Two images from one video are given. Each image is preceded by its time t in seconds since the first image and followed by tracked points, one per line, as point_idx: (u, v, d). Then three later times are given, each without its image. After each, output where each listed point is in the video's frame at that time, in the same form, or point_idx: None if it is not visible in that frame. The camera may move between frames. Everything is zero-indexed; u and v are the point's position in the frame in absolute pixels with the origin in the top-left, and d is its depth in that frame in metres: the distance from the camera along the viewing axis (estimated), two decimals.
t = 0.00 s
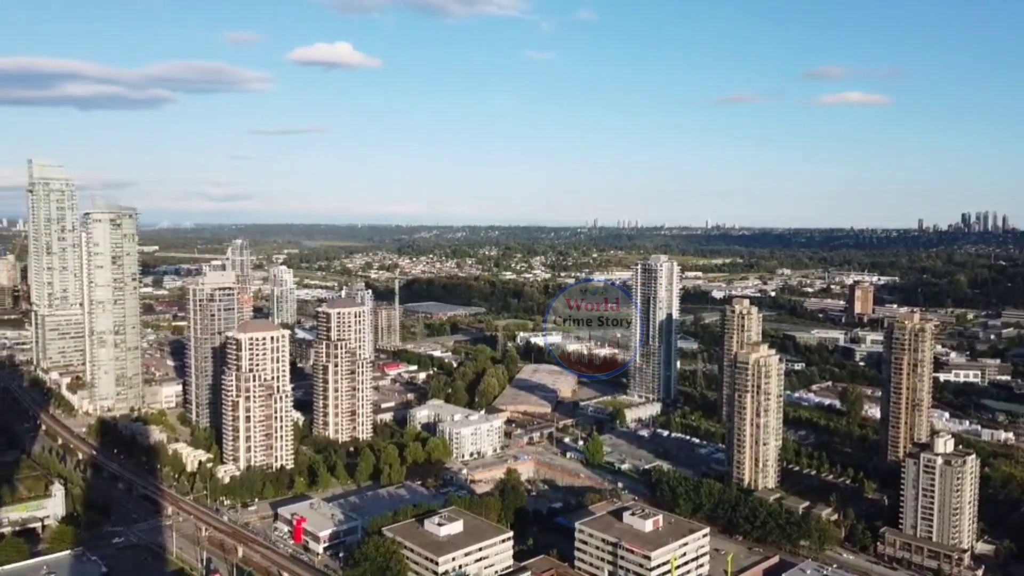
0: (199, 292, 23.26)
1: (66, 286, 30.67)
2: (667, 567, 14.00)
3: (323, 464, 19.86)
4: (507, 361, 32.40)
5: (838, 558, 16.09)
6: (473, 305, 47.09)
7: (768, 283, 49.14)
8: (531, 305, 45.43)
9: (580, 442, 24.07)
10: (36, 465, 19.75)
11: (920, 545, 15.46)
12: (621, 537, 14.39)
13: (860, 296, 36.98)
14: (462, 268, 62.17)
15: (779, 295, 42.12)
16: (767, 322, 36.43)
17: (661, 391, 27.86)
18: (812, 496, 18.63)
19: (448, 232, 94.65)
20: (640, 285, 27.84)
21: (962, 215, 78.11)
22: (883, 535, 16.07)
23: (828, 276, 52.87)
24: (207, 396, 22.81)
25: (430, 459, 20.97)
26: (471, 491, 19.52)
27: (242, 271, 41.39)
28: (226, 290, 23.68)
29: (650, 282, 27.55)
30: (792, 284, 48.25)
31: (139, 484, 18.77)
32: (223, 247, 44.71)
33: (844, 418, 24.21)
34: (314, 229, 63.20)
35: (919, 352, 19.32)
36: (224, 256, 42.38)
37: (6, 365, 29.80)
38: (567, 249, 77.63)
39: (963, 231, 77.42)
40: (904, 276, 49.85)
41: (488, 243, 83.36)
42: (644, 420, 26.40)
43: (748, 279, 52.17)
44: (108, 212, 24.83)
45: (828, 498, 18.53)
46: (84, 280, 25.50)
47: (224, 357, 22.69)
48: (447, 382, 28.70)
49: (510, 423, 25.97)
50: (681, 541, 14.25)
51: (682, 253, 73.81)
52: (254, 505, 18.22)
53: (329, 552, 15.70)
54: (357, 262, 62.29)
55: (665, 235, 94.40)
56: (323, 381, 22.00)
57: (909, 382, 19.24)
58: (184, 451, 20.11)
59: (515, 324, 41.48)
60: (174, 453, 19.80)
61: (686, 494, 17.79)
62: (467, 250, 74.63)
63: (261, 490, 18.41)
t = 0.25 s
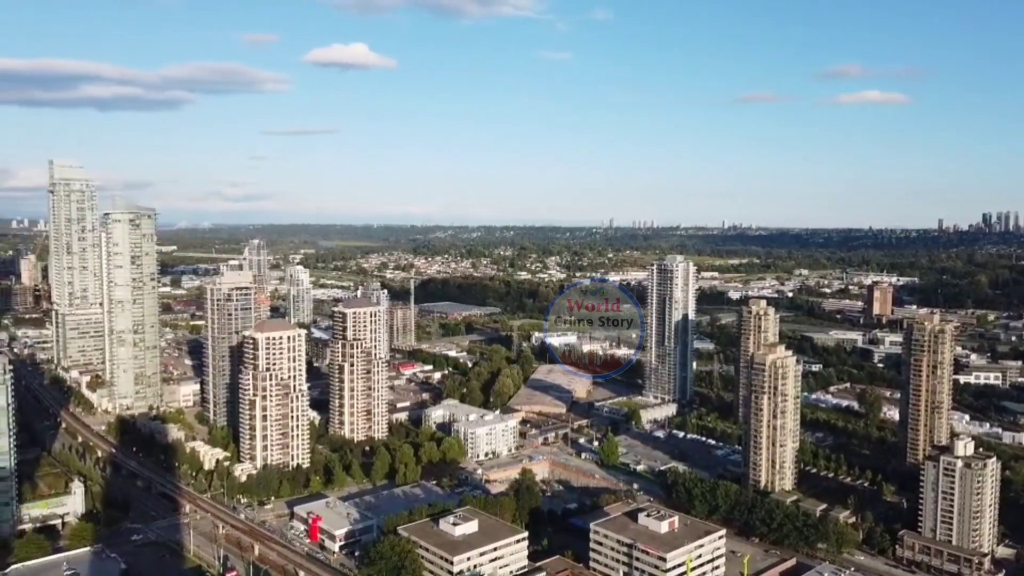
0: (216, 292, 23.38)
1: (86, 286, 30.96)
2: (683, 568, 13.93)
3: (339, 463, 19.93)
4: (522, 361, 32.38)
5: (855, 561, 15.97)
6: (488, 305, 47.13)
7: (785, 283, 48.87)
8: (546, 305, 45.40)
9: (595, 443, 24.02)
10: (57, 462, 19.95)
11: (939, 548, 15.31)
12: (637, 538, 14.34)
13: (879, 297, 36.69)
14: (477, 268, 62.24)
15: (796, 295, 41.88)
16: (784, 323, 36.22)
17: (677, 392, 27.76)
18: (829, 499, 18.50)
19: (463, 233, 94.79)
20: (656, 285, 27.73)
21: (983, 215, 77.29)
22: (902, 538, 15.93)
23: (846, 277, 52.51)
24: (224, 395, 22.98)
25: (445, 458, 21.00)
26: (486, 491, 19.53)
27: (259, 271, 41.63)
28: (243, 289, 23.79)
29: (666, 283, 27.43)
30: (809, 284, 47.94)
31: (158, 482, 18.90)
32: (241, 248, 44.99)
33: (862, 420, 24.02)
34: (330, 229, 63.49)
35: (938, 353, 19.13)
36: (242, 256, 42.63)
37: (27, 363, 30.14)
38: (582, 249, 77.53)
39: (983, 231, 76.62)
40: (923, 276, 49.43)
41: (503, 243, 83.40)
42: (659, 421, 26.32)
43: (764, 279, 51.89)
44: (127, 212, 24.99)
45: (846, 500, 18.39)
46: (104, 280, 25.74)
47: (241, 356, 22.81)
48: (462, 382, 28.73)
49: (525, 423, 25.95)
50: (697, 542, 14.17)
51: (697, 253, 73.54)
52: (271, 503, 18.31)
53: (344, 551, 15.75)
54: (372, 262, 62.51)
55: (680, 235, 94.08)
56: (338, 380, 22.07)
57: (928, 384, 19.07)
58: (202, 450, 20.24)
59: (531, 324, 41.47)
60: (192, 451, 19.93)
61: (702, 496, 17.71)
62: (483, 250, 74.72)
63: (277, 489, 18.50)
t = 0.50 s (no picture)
0: (235, 292, 23.53)
1: (108, 285, 31.28)
2: (701, 570, 13.84)
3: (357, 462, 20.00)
4: (540, 361, 32.34)
5: (876, 564, 15.80)
6: (506, 305, 47.13)
7: (805, 283, 48.50)
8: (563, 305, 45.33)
9: (613, 443, 23.94)
10: (79, 459, 20.15)
11: (962, 552, 15.12)
12: (654, 539, 14.27)
13: (901, 298, 36.31)
14: (495, 268, 62.28)
15: (817, 296, 41.54)
16: (804, 324, 35.93)
17: (695, 393, 27.61)
18: (849, 501, 18.31)
19: (481, 233, 94.91)
20: (674, 286, 27.60)
21: (1008, 215, 76.34)
22: (923, 542, 15.75)
23: (868, 278, 52.02)
24: (244, 394, 23.13)
25: (462, 458, 21.01)
26: (503, 491, 19.52)
27: (278, 271, 41.88)
28: (262, 289, 23.92)
29: (684, 283, 27.28)
30: (830, 285, 47.54)
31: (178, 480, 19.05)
32: (260, 248, 45.28)
33: (883, 422, 23.77)
34: (349, 229, 63.78)
35: (962, 355, 18.89)
36: (261, 256, 42.90)
37: (51, 361, 30.50)
38: (600, 249, 77.38)
39: (1007, 230, 75.67)
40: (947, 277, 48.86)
41: (520, 243, 83.42)
42: (677, 421, 26.18)
43: (784, 280, 51.54)
44: (149, 212, 25.64)
45: (866, 503, 18.19)
46: (126, 279, 26.00)
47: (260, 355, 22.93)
48: (479, 382, 28.74)
49: (542, 423, 25.91)
50: (715, 544, 14.08)
51: (716, 253, 73.17)
52: (289, 502, 18.40)
53: (362, 549, 15.79)
54: (390, 262, 62.73)
55: (699, 235, 93.64)
56: (356, 380, 22.14)
57: (951, 386, 18.84)
58: (222, 448, 20.37)
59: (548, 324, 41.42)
60: (211, 449, 20.06)
61: (720, 498, 17.59)
62: (500, 250, 74.78)
63: (295, 487, 18.59)
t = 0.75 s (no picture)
0: (252, 291, 23.67)
1: (127, 284, 31.56)
2: (717, 572, 13.76)
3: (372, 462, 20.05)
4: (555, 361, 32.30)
5: (895, 567, 15.65)
6: (521, 305, 47.13)
7: (822, 284, 48.19)
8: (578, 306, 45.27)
9: (628, 444, 23.87)
10: (99, 457, 20.34)
11: (982, 556, 14.96)
12: (670, 540, 14.20)
13: (921, 299, 35.97)
14: (510, 268, 62.31)
15: (835, 296, 41.24)
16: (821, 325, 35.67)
17: (711, 394, 27.47)
18: (868, 504, 18.16)
19: (496, 233, 95.00)
20: (690, 286, 27.47)
21: None
22: (943, 545, 15.59)
23: (887, 278, 51.58)
24: (260, 393, 23.25)
25: (478, 458, 21.02)
26: (518, 491, 19.51)
27: (294, 270, 42.08)
28: (279, 288, 24.06)
29: (701, 284, 27.15)
30: (848, 285, 47.18)
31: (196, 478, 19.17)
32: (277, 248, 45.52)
33: (902, 424, 23.55)
34: (365, 229, 64.00)
35: (983, 357, 18.69)
36: (278, 256, 43.14)
37: (71, 360, 30.80)
38: (615, 249, 77.23)
39: None
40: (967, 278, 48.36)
41: (535, 243, 83.41)
42: (693, 423, 26.07)
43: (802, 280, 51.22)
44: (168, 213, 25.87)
45: (885, 506, 18.03)
46: (145, 279, 26.20)
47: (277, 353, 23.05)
48: (494, 382, 28.74)
49: (557, 424, 25.87)
50: (731, 546, 13.99)
51: (732, 254, 72.82)
52: (305, 500, 18.48)
53: (377, 548, 15.83)
54: (406, 262, 62.91)
55: (715, 235, 93.23)
56: (372, 379, 22.20)
57: (971, 388, 18.64)
58: (239, 446, 20.49)
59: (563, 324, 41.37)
60: (229, 448, 20.18)
61: (736, 499, 17.50)
62: (515, 250, 74.82)
63: (311, 486, 18.67)
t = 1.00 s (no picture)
0: (272, 291, 23.82)
1: (149, 284, 31.86)
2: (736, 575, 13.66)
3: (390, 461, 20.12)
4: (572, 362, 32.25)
5: (916, 571, 15.48)
6: (538, 305, 47.12)
7: (843, 285, 47.82)
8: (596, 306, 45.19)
9: (646, 445, 23.78)
10: (121, 455, 20.54)
11: (1006, 561, 14.77)
12: (688, 542, 14.12)
13: (943, 300, 35.59)
14: (528, 268, 62.32)
15: (855, 297, 40.88)
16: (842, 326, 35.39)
17: (730, 395, 27.30)
18: (889, 507, 17.98)
19: (514, 233, 95.06)
20: (709, 287, 27.32)
21: None
22: (966, 549, 15.41)
23: (909, 279, 51.07)
24: (279, 392, 23.38)
25: (495, 458, 21.02)
26: (535, 492, 19.50)
27: (313, 270, 42.31)
28: (298, 288, 24.20)
29: (720, 284, 26.98)
30: (869, 286, 46.76)
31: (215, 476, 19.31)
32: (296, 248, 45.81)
33: (924, 427, 23.30)
34: (383, 229, 64.24)
35: (1007, 359, 18.45)
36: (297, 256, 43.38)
37: (93, 358, 31.12)
38: (634, 249, 77.03)
39: None
40: (991, 279, 47.78)
41: (553, 243, 83.38)
42: (712, 424, 25.93)
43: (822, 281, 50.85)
44: (189, 212, 26.23)
45: (906, 509, 17.85)
46: (166, 279, 26.42)
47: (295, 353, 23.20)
48: (511, 382, 28.73)
49: (575, 424, 25.83)
50: (750, 549, 13.89)
51: (750, 254, 72.39)
52: (324, 498, 18.56)
53: (395, 547, 15.87)
54: (424, 262, 63.10)
55: (734, 236, 92.74)
56: (390, 379, 22.27)
57: (995, 390, 18.40)
58: (258, 445, 20.61)
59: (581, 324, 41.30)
60: (248, 446, 20.31)
61: (755, 501, 17.37)
62: (533, 250, 74.83)
63: (330, 484, 18.76)
